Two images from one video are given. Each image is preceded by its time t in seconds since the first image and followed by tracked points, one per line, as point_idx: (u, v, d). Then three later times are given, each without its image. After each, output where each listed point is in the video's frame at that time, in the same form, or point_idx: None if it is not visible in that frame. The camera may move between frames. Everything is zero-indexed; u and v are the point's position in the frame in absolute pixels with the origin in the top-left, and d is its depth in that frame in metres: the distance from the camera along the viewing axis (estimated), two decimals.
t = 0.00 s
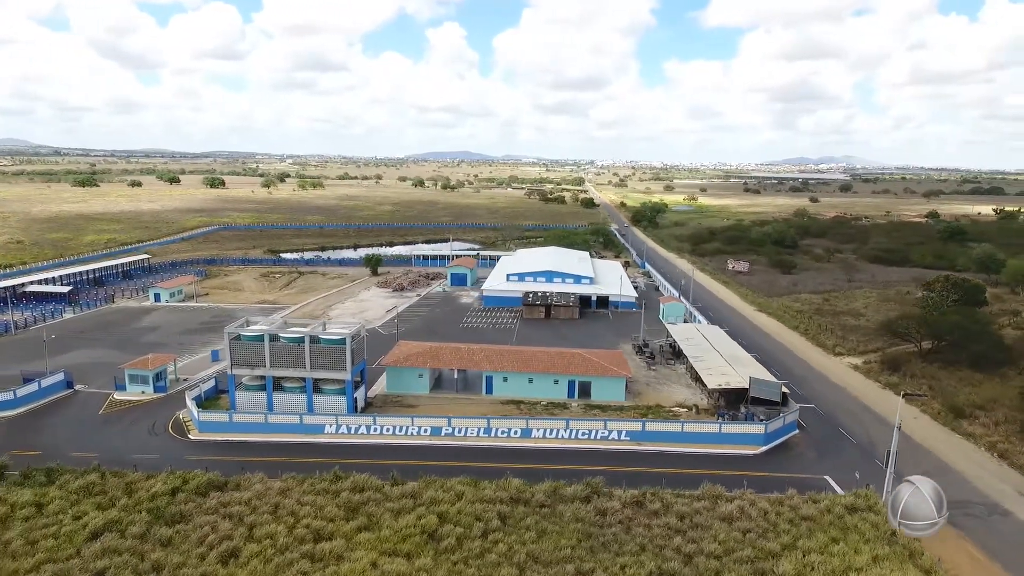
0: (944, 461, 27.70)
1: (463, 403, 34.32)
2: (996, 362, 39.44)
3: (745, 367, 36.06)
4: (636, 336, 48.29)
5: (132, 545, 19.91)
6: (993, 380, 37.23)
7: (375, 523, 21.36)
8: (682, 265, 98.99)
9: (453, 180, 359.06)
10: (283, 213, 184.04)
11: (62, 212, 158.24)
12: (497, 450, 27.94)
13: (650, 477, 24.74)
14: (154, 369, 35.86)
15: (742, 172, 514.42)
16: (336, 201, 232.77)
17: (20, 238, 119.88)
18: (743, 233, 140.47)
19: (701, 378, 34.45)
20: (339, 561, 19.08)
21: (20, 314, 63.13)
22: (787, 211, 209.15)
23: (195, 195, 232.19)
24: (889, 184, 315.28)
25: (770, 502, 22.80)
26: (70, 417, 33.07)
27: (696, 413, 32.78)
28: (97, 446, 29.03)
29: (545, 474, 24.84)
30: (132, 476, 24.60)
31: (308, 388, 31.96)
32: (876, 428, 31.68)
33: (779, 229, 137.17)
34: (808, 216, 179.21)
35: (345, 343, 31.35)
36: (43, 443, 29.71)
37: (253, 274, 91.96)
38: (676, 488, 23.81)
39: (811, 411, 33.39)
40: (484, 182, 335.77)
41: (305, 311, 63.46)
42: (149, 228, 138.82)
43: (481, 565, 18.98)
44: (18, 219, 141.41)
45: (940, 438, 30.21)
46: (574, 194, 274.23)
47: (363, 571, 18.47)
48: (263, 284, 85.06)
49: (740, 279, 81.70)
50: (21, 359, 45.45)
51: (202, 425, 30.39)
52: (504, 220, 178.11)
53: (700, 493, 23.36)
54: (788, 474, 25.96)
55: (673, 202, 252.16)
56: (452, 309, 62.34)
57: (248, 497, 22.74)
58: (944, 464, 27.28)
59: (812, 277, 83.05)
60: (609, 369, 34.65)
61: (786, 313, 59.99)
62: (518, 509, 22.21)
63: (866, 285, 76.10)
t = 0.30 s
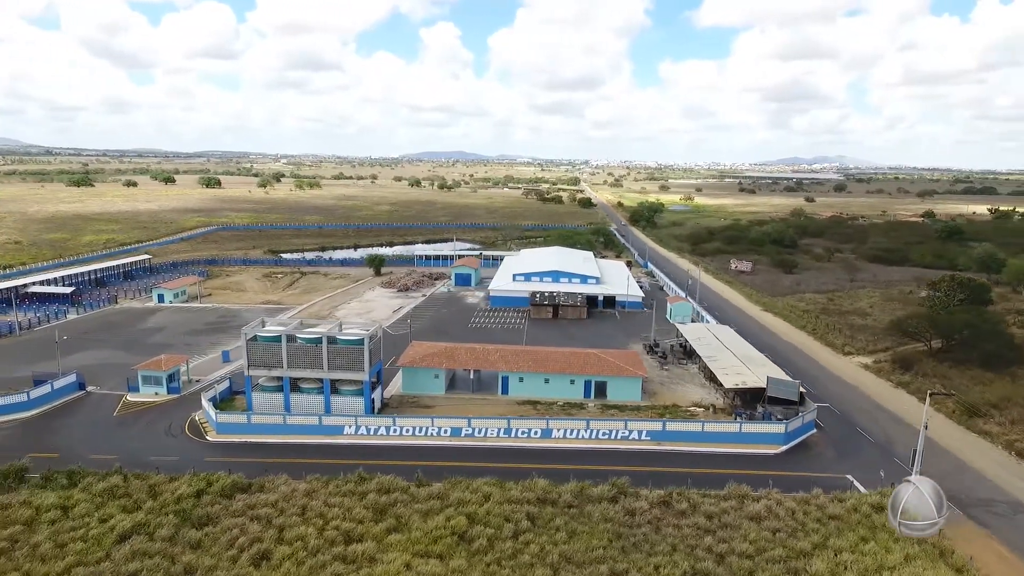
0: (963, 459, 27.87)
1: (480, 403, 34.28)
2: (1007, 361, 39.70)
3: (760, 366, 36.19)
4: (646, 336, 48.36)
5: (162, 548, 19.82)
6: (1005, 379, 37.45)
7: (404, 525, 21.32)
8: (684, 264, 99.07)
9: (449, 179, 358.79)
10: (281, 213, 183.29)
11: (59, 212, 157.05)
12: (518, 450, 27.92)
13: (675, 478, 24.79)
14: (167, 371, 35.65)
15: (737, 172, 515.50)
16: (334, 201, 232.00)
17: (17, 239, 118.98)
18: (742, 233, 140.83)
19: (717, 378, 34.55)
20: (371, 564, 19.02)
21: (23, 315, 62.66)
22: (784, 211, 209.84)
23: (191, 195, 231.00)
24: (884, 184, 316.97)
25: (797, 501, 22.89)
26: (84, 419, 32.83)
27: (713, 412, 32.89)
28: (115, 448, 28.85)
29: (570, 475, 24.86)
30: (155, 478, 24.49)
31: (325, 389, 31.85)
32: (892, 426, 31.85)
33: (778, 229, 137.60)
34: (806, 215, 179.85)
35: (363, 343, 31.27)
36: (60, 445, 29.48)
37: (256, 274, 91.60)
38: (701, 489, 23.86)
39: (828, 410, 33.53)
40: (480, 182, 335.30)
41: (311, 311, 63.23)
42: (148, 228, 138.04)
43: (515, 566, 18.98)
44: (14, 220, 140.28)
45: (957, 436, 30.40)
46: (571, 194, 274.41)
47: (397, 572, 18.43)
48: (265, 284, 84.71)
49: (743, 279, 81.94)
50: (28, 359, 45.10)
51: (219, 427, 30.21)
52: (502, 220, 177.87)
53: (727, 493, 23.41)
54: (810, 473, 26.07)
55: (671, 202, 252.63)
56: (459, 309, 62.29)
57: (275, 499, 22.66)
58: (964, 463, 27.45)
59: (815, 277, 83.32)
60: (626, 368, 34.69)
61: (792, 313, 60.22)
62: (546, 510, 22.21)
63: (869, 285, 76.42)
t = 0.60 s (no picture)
0: (982, 456, 28.08)
1: (496, 403, 34.28)
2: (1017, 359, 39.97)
3: (773, 365, 36.31)
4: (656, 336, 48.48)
5: (193, 550, 19.73)
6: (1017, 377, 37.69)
7: (434, 526, 21.27)
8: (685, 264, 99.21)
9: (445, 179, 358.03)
10: (279, 213, 182.47)
11: (55, 212, 155.79)
12: (539, 450, 27.91)
13: (699, 478, 24.88)
14: (180, 372, 35.39)
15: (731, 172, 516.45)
16: (331, 201, 231.12)
17: (14, 240, 117.91)
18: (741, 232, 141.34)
19: (733, 378, 34.67)
20: (405, 565, 18.99)
21: (27, 316, 62.18)
22: (781, 210, 210.66)
23: (187, 194, 229.60)
24: (877, 183, 318.64)
25: (823, 500, 23.00)
26: (99, 421, 32.59)
27: (730, 411, 33.00)
28: (133, 450, 28.67)
29: (595, 476, 24.89)
30: (178, 480, 24.37)
31: (342, 390, 31.75)
32: (908, 425, 32.08)
33: (777, 228, 138.13)
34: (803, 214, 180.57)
35: (381, 343, 31.18)
36: (77, 447, 29.26)
37: (257, 275, 91.17)
38: (726, 489, 23.94)
39: (843, 409, 33.71)
40: (477, 181, 334.91)
41: (317, 312, 63.00)
42: (146, 229, 137.22)
43: (549, 566, 18.97)
44: (10, 220, 138.94)
45: (974, 434, 30.63)
46: (568, 193, 274.39)
47: (432, 573, 18.39)
48: (268, 285, 84.30)
49: (746, 278, 82.21)
50: (36, 361, 44.70)
51: (236, 428, 30.07)
52: (500, 219, 177.62)
53: (751, 492, 23.51)
54: (831, 472, 26.21)
55: (667, 202, 253.10)
56: (466, 309, 62.27)
57: (301, 501, 22.58)
58: (983, 460, 27.65)
59: (816, 276, 83.64)
60: (642, 368, 34.74)
61: (798, 312, 60.47)
62: (574, 510, 22.23)
63: (871, 284, 76.80)
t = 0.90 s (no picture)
0: (998, 454, 28.33)
1: (511, 403, 34.25)
2: None
3: (786, 364, 36.48)
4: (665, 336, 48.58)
5: (222, 553, 19.61)
6: None
7: (462, 527, 21.24)
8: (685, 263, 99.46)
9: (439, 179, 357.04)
10: (275, 213, 181.43)
11: (48, 212, 154.18)
12: (559, 450, 27.94)
13: (722, 477, 24.98)
14: (193, 373, 35.16)
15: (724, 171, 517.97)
16: (326, 201, 230.06)
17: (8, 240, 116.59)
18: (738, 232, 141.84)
19: (747, 376, 34.81)
20: (437, 566, 18.97)
21: (28, 318, 61.55)
22: (775, 209, 211.58)
23: (181, 194, 227.91)
24: (868, 183, 320.49)
25: (847, 499, 23.11)
26: (112, 423, 32.33)
27: (745, 410, 33.13)
28: (149, 453, 28.46)
29: (618, 476, 24.93)
30: (200, 483, 24.22)
31: (359, 391, 31.63)
32: (922, 422, 32.33)
33: (774, 228, 138.74)
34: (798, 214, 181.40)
35: (398, 344, 31.10)
36: (93, 449, 29.01)
37: (258, 275, 90.63)
38: (749, 488, 24.03)
39: (856, 407, 33.91)
40: (472, 181, 334.37)
41: (322, 313, 62.75)
42: (142, 229, 136.21)
43: (582, 567, 18.97)
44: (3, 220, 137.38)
45: (987, 432, 30.91)
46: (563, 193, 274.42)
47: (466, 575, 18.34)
48: (269, 285, 83.85)
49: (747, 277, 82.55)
50: (42, 362, 44.27)
51: (252, 429, 29.90)
52: (497, 219, 177.27)
53: (776, 492, 23.60)
54: (850, 470, 26.37)
55: (663, 201, 253.56)
56: (471, 309, 62.18)
57: (327, 503, 22.49)
58: (998, 457, 27.93)
59: (816, 275, 84.05)
60: (656, 368, 34.81)
61: (802, 311, 60.76)
62: (601, 509, 22.26)
63: (871, 283, 77.28)
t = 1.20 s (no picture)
0: (1010, 450, 28.70)
1: (525, 404, 34.25)
2: None
3: (796, 363, 36.73)
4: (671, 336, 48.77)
5: (250, 556, 19.48)
6: None
7: (489, 527, 21.23)
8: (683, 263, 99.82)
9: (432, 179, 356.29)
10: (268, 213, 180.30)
11: (39, 212, 152.46)
12: (578, 450, 27.99)
13: (743, 476, 25.15)
14: (203, 375, 34.89)
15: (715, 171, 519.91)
16: (319, 201, 228.97)
17: None
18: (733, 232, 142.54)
19: (759, 375, 35.01)
20: (468, 567, 18.95)
21: (26, 319, 60.81)
22: (768, 209, 212.81)
23: (173, 194, 226.08)
24: (858, 183, 322.86)
25: (868, 497, 23.31)
26: (124, 425, 32.02)
27: (758, 409, 33.32)
28: (164, 456, 28.21)
29: (640, 476, 25.02)
30: (221, 485, 24.07)
31: (374, 392, 31.52)
32: (932, 420, 32.66)
33: (769, 227, 139.56)
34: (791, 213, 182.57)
35: (412, 345, 31.00)
36: (107, 452, 28.71)
37: (256, 276, 90.07)
38: (771, 487, 24.16)
39: (867, 405, 34.21)
40: (465, 181, 334.12)
41: (325, 314, 62.47)
42: (135, 229, 134.84)
43: (612, 566, 18.99)
44: None
45: (997, 429, 31.29)
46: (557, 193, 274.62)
47: None
48: (269, 286, 83.42)
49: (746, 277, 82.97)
50: (47, 365, 43.77)
51: (267, 431, 29.71)
52: (492, 219, 177.03)
53: (798, 490, 23.74)
54: (868, 468, 26.60)
55: (656, 201, 254.24)
56: (475, 309, 62.13)
57: (352, 505, 22.41)
58: (1011, 454, 28.28)
59: (814, 275, 84.64)
60: (669, 368, 34.93)
61: (804, 310, 61.14)
62: (625, 509, 22.33)
63: (870, 282, 77.90)
